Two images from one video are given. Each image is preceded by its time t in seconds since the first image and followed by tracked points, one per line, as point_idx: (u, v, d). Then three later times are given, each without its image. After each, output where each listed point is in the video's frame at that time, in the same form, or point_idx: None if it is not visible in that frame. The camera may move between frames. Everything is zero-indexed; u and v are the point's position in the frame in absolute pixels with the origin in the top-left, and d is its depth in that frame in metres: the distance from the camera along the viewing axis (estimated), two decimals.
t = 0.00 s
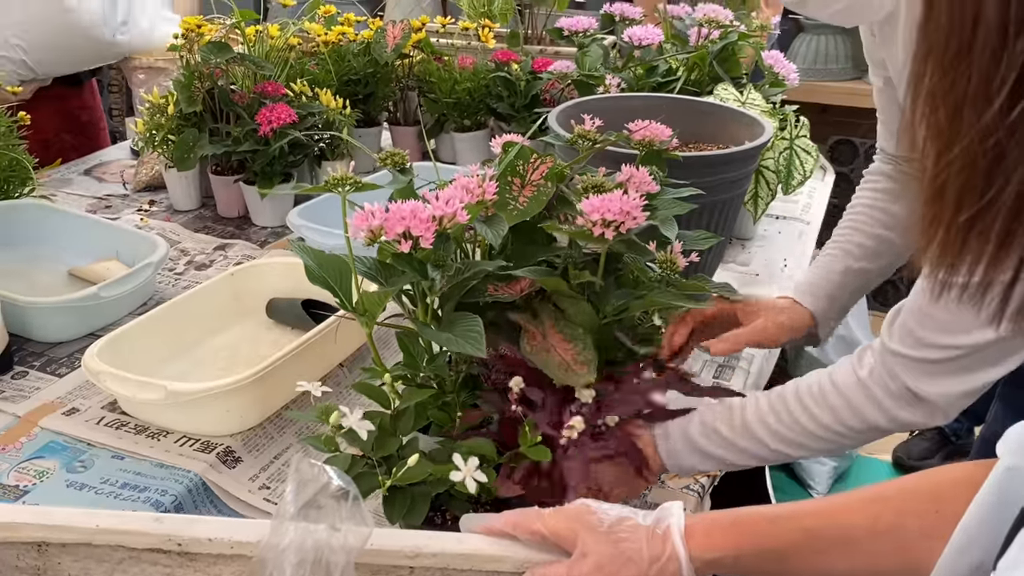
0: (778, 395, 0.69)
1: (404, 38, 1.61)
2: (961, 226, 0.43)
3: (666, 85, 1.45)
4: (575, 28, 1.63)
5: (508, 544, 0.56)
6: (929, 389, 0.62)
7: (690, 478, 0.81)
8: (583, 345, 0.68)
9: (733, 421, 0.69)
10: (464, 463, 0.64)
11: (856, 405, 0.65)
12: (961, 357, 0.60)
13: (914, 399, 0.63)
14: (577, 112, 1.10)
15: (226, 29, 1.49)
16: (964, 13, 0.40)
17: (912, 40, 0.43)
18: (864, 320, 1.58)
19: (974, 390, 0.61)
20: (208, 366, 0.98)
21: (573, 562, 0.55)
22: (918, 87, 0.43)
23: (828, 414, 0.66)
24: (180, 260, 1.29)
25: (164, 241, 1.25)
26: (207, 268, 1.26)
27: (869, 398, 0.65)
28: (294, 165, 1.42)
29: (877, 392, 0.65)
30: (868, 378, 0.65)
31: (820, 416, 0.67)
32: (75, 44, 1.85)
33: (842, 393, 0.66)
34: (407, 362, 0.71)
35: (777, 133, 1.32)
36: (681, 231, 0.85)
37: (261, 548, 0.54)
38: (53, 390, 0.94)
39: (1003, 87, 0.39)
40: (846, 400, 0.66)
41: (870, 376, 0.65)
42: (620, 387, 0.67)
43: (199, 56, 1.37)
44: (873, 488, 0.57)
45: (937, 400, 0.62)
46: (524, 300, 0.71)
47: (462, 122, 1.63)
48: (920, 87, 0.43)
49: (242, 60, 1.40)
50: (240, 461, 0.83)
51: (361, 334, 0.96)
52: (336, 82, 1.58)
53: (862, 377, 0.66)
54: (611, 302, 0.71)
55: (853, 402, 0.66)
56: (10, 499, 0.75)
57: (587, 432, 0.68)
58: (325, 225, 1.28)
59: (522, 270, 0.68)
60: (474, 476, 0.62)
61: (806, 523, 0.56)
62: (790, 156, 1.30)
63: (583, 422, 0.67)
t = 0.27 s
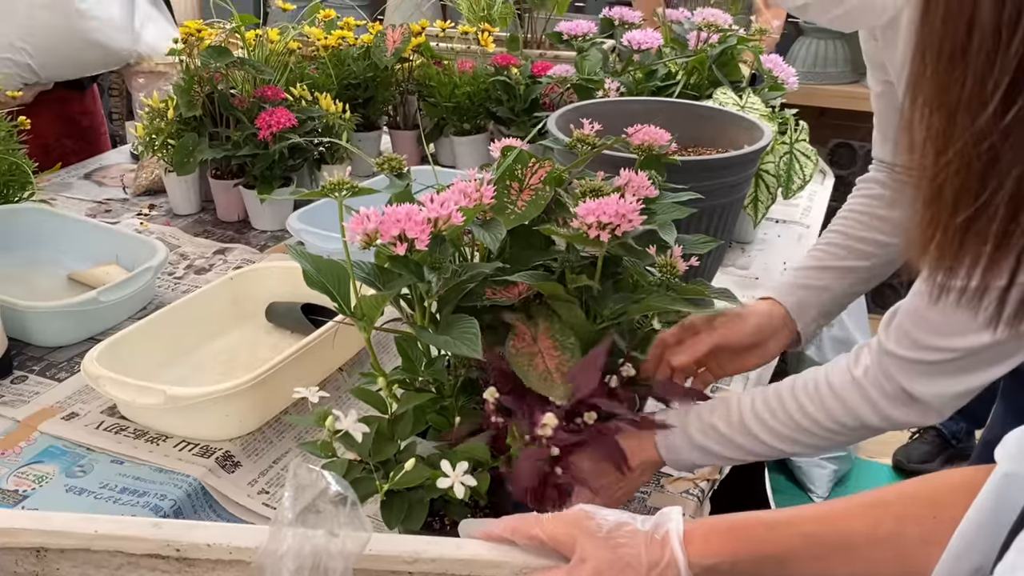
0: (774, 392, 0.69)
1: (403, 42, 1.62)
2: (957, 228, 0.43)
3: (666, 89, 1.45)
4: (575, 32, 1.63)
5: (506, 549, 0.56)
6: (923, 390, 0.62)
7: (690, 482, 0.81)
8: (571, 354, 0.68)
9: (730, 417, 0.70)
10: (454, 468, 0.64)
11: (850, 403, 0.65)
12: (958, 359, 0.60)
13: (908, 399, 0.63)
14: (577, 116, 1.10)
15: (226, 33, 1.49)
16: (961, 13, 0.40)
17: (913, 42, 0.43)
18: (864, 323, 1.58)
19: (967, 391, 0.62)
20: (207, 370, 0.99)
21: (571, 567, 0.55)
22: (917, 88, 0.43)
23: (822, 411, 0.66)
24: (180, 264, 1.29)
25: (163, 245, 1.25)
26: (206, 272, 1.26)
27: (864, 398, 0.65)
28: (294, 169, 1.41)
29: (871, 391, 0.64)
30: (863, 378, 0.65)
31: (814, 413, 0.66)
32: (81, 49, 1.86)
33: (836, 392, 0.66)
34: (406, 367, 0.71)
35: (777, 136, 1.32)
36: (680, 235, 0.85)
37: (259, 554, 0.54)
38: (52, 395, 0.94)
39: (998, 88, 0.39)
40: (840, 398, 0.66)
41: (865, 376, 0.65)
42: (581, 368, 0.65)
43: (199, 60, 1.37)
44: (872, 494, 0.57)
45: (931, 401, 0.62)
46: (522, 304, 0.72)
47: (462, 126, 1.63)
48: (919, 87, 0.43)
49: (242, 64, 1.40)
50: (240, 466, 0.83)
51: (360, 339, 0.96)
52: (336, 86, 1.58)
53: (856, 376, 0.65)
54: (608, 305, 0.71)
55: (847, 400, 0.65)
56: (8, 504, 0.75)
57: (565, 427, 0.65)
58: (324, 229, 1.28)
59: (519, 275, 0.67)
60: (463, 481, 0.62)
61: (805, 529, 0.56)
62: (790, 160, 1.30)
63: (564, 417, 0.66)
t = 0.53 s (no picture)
0: (778, 397, 0.70)
1: (403, 46, 1.62)
2: (948, 228, 0.43)
3: (665, 92, 1.45)
4: (574, 35, 1.63)
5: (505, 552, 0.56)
6: (926, 391, 0.63)
7: (690, 485, 0.81)
8: (575, 358, 0.67)
9: (737, 420, 0.71)
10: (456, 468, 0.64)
11: (854, 406, 0.67)
12: (961, 360, 0.61)
13: (910, 400, 0.64)
14: (576, 119, 1.10)
15: (226, 37, 1.49)
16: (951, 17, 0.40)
17: (902, 44, 0.43)
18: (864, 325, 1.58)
19: (969, 393, 0.63)
20: (207, 373, 0.99)
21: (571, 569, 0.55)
22: (906, 90, 0.43)
23: (827, 414, 0.68)
24: (180, 268, 1.29)
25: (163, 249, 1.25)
26: (206, 276, 1.26)
27: (867, 401, 0.66)
28: (293, 172, 1.42)
29: (875, 395, 0.66)
30: (866, 381, 0.67)
31: (818, 416, 0.68)
32: (86, 52, 1.84)
33: (840, 395, 0.67)
34: (406, 369, 0.71)
35: (776, 139, 1.32)
36: (679, 237, 0.85)
37: (259, 556, 0.54)
38: (52, 398, 0.94)
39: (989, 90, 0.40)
40: (843, 402, 0.67)
41: (868, 379, 0.67)
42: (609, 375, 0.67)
43: (199, 63, 1.38)
44: (871, 495, 0.57)
45: (933, 402, 0.64)
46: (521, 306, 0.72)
47: (461, 129, 1.63)
48: (908, 90, 0.43)
49: (241, 68, 1.41)
50: (240, 469, 0.83)
51: (360, 342, 0.96)
52: (335, 89, 1.58)
53: (860, 378, 0.67)
54: (608, 308, 0.71)
55: (851, 403, 0.67)
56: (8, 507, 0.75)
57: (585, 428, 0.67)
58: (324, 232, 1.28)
59: (520, 277, 0.68)
60: (466, 480, 0.63)
61: (805, 531, 0.56)
62: (789, 162, 1.31)
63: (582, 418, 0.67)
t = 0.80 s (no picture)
0: (783, 408, 0.70)
1: (402, 49, 1.63)
2: (934, 239, 0.46)
3: (663, 96, 1.46)
4: (573, 39, 1.64)
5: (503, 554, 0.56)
6: (930, 397, 0.62)
7: (688, 488, 0.81)
8: (566, 364, 0.67)
9: (743, 435, 0.70)
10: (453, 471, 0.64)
11: (859, 413, 0.66)
12: (962, 364, 0.60)
13: (915, 405, 0.63)
14: (574, 123, 1.11)
15: (225, 41, 1.49)
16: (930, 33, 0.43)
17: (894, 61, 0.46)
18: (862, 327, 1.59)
19: (975, 397, 0.61)
20: (206, 377, 0.99)
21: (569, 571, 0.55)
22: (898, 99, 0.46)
23: (833, 422, 0.66)
24: (179, 271, 1.29)
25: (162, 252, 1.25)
26: (205, 279, 1.27)
27: (871, 408, 0.65)
28: (292, 176, 1.42)
29: (881, 401, 0.65)
30: (870, 387, 0.66)
31: (823, 424, 0.67)
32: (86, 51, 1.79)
33: (845, 402, 0.66)
34: (404, 373, 0.71)
35: (774, 142, 1.32)
36: (677, 240, 0.85)
37: (258, 559, 0.54)
38: (51, 401, 0.94)
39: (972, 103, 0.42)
40: (848, 409, 0.66)
41: (871, 385, 0.66)
42: (577, 373, 0.66)
43: (199, 68, 1.37)
44: (868, 496, 0.57)
45: (938, 406, 0.63)
46: (518, 309, 0.72)
47: (460, 133, 1.63)
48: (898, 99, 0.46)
49: (240, 71, 1.41)
50: (238, 472, 0.83)
51: (359, 345, 0.96)
52: (334, 93, 1.58)
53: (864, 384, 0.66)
54: (605, 312, 0.71)
55: (854, 410, 0.66)
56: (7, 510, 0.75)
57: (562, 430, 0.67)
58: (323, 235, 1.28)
59: (516, 282, 0.68)
60: (462, 483, 0.62)
61: (802, 533, 0.56)
62: (786, 165, 1.31)
63: (561, 420, 0.67)
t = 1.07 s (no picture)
0: (795, 432, 0.70)
1: (400, 52, 1.63)
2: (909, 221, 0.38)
3: (660, 97, 1.46)
4: (570, 41, 1.64)
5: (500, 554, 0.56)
6: (941, 407, 0.62)
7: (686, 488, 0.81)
8: (568, 368, 0.67)
9: (755, 466, 0.71)
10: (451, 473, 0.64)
11: (872, 430, 0.66)
12: (970, 371, 0.60)
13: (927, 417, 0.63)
14: (572, 124, 1.11)
15: (223, 43, 1.50)
16: None
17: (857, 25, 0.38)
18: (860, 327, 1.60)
19: (986, 405, 0.61)
20: (204, 378, 0.99)
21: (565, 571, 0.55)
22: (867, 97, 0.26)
23: (846, 443, 0.67)
24: (177, 273, 1.29)
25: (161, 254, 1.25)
26: (203, 281, 1.27)
27: (885, 422, 0.66)
28: (290, 178, 1.43)
29: (893, 415, 0.65)
30: (881, 401, 0.66)
31: (837, 445, 0.67)
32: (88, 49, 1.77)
33: (856, 420, 0.67)
34: (402, 374, 0.71)
35: (771, 144, 1.33)
36: (674, 241, 0.85)
37: (256, 559, 0.54)
38: (49, 403, 0.94)
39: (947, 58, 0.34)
40: (860, 428, 0.66)
41: (882, 399, 0.66)
42: (589, 387, 0.67)
43: (197, 70, 1.38)
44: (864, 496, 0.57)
45: (951, 417, 0.62)
46: (516, 310, 0.72)
47: (458, 135, 1.64)
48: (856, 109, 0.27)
49: (238, 74, 1.41)
50: (236, 473, 0.83)
51: (358, 347, 0.96)
52: (332, 95, 1.58)
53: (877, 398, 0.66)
54: (604, 313, 0.72)
55: (866, 427, 0.66)
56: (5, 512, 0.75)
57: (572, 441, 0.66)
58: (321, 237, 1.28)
59: (516, 285, 0.68)
60: (460, 486, 0.62)
61: (798, 533, 0.56)
62: (783, 167, 1.30)
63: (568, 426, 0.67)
